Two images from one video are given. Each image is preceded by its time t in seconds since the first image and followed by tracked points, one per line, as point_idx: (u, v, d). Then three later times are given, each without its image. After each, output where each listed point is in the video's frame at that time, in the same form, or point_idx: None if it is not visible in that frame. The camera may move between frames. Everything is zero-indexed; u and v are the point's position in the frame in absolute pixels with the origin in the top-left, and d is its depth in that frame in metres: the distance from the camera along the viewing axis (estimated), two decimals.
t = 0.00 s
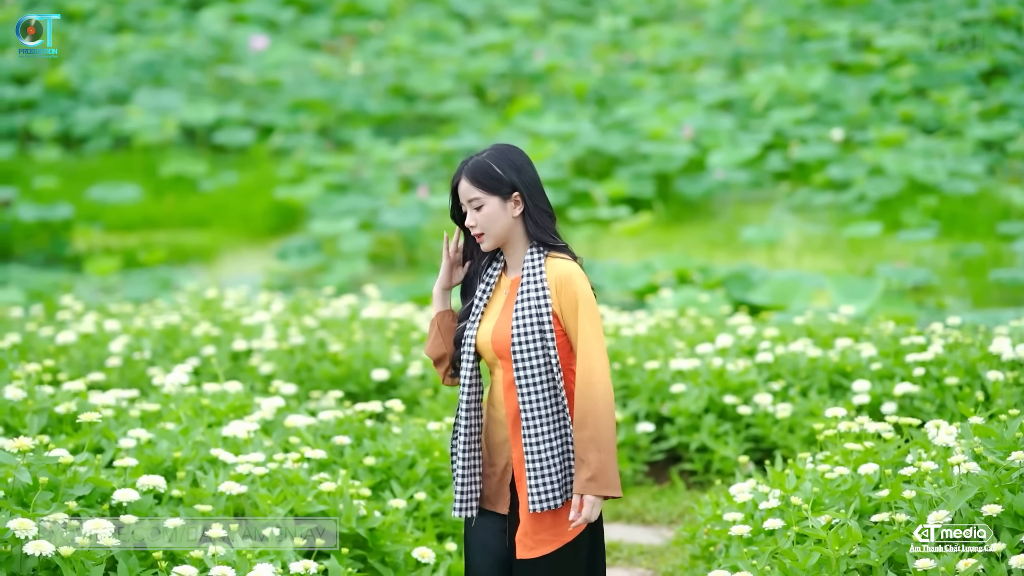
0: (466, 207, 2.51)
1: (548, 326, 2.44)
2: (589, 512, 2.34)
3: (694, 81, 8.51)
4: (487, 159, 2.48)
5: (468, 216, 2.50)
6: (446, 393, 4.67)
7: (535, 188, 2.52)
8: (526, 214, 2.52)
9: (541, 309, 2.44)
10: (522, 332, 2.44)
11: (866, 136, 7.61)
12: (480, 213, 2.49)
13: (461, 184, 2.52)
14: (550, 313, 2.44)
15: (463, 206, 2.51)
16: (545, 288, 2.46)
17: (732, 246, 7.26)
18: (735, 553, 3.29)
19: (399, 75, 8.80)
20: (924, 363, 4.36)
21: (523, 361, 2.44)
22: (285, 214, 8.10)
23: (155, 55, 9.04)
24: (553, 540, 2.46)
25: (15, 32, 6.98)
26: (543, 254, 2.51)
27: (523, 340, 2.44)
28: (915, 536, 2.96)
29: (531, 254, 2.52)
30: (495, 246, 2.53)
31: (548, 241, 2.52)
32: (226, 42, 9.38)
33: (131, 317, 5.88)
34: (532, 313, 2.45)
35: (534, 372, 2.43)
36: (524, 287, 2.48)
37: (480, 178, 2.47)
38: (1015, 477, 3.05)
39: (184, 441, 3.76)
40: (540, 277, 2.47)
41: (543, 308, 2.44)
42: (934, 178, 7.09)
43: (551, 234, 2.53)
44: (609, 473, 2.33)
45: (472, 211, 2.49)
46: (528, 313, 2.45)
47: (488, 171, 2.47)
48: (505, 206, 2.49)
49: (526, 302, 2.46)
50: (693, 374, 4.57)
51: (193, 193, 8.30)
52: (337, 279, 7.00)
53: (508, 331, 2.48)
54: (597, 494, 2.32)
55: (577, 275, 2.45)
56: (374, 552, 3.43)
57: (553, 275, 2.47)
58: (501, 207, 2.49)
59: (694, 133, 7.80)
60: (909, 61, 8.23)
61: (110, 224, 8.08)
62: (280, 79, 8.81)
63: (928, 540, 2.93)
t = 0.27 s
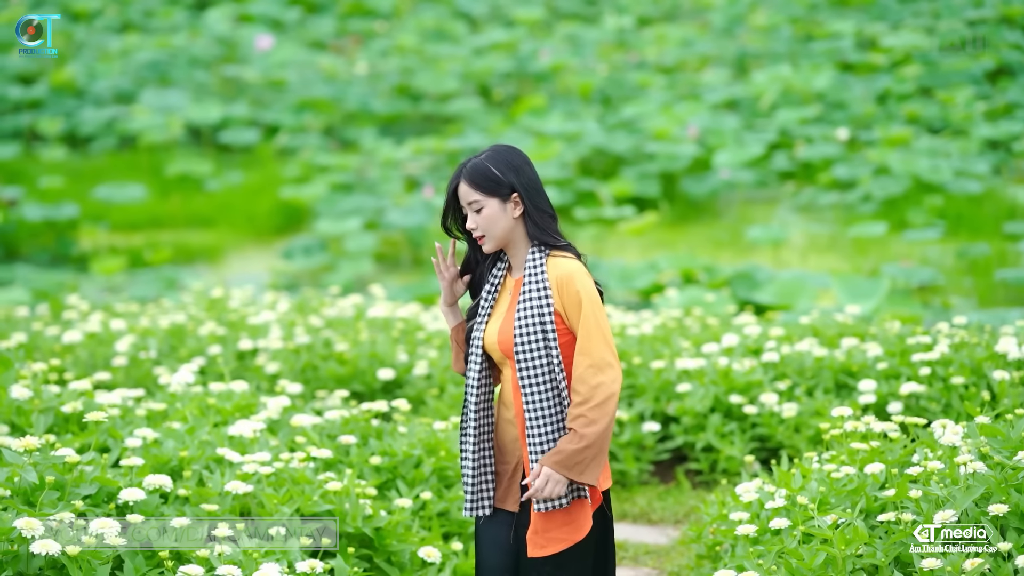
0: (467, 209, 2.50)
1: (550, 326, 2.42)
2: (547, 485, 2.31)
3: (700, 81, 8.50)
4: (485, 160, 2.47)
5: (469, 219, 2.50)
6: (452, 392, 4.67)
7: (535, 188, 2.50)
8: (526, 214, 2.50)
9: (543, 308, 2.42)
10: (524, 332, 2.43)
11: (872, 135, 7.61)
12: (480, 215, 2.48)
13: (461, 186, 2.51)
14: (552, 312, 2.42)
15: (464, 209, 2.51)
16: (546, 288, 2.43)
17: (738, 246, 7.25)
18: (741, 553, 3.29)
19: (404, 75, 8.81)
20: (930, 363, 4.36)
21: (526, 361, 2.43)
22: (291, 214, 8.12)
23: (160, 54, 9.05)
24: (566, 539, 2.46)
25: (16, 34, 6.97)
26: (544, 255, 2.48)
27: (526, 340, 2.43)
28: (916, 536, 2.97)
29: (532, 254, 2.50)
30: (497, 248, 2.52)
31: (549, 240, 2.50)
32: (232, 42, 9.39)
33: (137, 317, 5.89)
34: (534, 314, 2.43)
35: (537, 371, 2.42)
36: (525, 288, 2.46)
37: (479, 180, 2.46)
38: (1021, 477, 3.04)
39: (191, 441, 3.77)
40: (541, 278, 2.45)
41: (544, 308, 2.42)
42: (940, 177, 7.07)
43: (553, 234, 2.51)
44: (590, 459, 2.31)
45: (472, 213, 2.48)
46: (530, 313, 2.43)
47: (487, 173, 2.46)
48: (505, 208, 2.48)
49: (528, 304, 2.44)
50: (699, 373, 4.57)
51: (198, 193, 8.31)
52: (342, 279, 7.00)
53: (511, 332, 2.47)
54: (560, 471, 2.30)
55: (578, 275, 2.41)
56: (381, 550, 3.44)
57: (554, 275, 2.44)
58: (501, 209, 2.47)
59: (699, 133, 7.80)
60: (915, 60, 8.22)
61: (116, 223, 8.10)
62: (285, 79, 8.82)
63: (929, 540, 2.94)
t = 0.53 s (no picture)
0: (461, 215, 2.55)
1: (549, 327, 2.47)
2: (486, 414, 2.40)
3: (703, 81, 8.51)
4: (477, 166, 2.52)
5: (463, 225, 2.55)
6: (455, 392, 4.68)
7: (528, 190, 2.55)
8: (520, 217, 2.55)
9: (541, 310, 2.47)
10: (525, 335, 2.48)
11: (875, 135, 7.60)
12: (475, 220, 2.53)
13: (454, 193, 2.56)
14: (550, 314, 2.47)
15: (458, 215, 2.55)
16: (544, 289, 2.49)
17: (740, 246, 7.25)
18: (744, 553, 3.28)
19: (407, 75, 8.82)
20: (933, 363, 4.35)
21: (526, 363, 2.49)
22: (294, 214, 8.13)
23: (163, 54, 9.06)
24: (575, 540, 2.56)
25: (15, 35, 6.96)
26: (541, 256, 2.53)
27: (526, 343, 2.48)
28: (914, 536, 2.98)
29: (529, 257, 2.54)
30: (493, 251, 2.57)
31: (545, 241, 2.55)
32: (235, 42, 9.41)
33: (140, 317, 5.89)
34: (535, 316, 2.48)
35: (537, 372, 2.48)
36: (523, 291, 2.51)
37: (471, 185, 2.51)
38: None
39: (194, 441, 3.78)
40: (539, 279, 2.50)
41: (543, 310, 2.47)
42: (943, 178, 7.07)
43: (547, 234, 2.55)
44: (542, 410, 2.39)
45: (467, 219, 2.53)
46: (529, 315, 2.49)
47: (480, 178, 2.51)
48: (498, 211, 2.53)
49: (527, 306, 2.49)
50: (702, 373, 4.58)
51: (201, 193, 8.32)
52: (345, 279, 6.99)
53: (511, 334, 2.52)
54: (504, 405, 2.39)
55: (575, 275, 2.46)
56: (383, 551, 3.44)
57: (552, 276, 2.49)
58: (494, 212, 2.52)
59: (702, 133, 7.80)
60: (918, 60, 8.22)
61: (119, 223, 8.11)
62: (288, 79, 8.83)
63: (926, 540, 2.95)
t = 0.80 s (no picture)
0: (456, 224, 2.60)
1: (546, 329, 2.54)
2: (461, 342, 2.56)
3: (709, 81, 8.50)
4: (469, 176, 2.57)
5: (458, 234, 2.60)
6: (462, 392, 4.68)
7: (521, 197, 2.60)
8: (514, 222, 2.60)
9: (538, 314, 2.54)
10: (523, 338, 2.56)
11: (882, 135, 7.60)
12: (470, 229, 2.58)
13: (447, 203, 2.61)
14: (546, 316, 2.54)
15: (453, 224, 2.61)
16: (541, 292, 2.55)
17: (747, 246, 7.24)
18: (750, 553, 3.28)
19: (414, 75, 8.84)
20: (940, 363, 4.35)
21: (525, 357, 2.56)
22: (300, 214, 8.14)
23: (170, 54, 9.07)
24: (591, 540, 2.60)
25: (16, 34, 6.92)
26: (537, 260, 2.59)
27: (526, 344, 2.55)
28: (914, 536, 2.99)
29: (525, 261, 2.60)
30: (490, 259, 2.62)
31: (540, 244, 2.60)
32: (241, 42, 9.43)
33: (146, 317, 5.90)
34: (531, 321, 2.55)
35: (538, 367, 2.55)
36: (521, 297, 2.57)
37: (465, 195, 2.56)
38: None
39: (200, 441, 3.79)
40: (536, 283, 2.56)
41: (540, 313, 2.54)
42: (949, 178, 7.06)
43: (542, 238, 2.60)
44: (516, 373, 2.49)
45: (462, 227, 2.59)
46: (526, 320, 2.55)
47: (472, 187, 2.56)
48: (493, 219, 2.58)
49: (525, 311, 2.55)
50: (709, 373, 4.58)
51: (208, 193, 8.34)
52: (351, 278, 6.99)
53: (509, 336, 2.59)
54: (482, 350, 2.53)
55: (570, 278, 2.52)
56: (390, 550, 3.46)
57: (547, 279, 2.56)
58: (489, 221, 2.57)
59: (708, 133, 7.80)
60: (924, 60, 8.21)
61: (125, 223, 8.13)
62: (294, 79, 8.84)
63: (927, 540, 2.96)
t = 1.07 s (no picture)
0: (453, 237, 2.63)
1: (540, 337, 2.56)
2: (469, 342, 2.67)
3: (718, 81, 8.50)
4: (463, 188, 2.59)
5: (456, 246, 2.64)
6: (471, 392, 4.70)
7: (517, 206, 2.63)
8: (511, 231, 2.63)
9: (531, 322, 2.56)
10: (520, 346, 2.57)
11: (891, 135, 7.59)
12: (467, 240, 2.61)
13: (443, 215, 2.63)
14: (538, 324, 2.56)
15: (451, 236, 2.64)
16: (535, 301, 2.57)
17: (756, 246, 7.24)
18: (760, 553, 3.29)
19: (422, 75, 8.86)
20: (949, 363, 4.35)
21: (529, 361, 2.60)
22: (309, 214, 8.16)
23: (179, 54, 9.10)
24: (614, 540, 2.64)
25: (16, 34, 6.90)
26: (534, 268, 2.61)
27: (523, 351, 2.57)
28: (915, 536, 3.01)
29: (523, 269, 2.62)
30: (490, 269, 2.65)
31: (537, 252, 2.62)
32: (250, 42, 9.46)
33: (156, 317, 5.92)
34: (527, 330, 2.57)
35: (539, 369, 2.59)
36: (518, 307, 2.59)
37: (460, 208, 2.59)
38: None
39: (210, 440, 3.81)
40: (532, 292, 2.58)
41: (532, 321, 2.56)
42: (959, 178, 7.05)
43: (539, 246, 2.62)
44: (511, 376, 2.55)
45: (459, 239, 2.62)
46: (521, 328, 2.57)
47: (467, 199, 2.59)
48: (490, 230, 2.60)
49: (521, 319, 2.57)
50: (718, 374, 4.58)
51: (217, 193, 8.37)
52: (360, 278, 7.00)
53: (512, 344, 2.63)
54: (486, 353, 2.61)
55: (565, 285, 2.54)
56: (399, 550, 3.47)
57: (542, 288, 2.57)
58: (486, 231, 2.60)
59: (717, 133, 7.80)
60: (934, 60, 8.20)
61: (134, 223, 8.16)
62: (303, 79, 8.87)
63: (927, 540, 2.99)
